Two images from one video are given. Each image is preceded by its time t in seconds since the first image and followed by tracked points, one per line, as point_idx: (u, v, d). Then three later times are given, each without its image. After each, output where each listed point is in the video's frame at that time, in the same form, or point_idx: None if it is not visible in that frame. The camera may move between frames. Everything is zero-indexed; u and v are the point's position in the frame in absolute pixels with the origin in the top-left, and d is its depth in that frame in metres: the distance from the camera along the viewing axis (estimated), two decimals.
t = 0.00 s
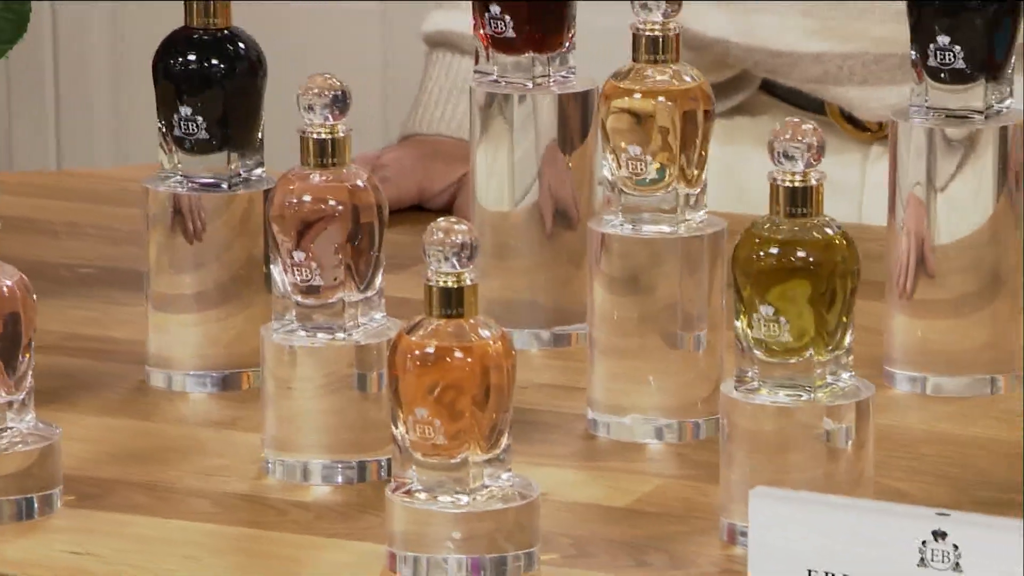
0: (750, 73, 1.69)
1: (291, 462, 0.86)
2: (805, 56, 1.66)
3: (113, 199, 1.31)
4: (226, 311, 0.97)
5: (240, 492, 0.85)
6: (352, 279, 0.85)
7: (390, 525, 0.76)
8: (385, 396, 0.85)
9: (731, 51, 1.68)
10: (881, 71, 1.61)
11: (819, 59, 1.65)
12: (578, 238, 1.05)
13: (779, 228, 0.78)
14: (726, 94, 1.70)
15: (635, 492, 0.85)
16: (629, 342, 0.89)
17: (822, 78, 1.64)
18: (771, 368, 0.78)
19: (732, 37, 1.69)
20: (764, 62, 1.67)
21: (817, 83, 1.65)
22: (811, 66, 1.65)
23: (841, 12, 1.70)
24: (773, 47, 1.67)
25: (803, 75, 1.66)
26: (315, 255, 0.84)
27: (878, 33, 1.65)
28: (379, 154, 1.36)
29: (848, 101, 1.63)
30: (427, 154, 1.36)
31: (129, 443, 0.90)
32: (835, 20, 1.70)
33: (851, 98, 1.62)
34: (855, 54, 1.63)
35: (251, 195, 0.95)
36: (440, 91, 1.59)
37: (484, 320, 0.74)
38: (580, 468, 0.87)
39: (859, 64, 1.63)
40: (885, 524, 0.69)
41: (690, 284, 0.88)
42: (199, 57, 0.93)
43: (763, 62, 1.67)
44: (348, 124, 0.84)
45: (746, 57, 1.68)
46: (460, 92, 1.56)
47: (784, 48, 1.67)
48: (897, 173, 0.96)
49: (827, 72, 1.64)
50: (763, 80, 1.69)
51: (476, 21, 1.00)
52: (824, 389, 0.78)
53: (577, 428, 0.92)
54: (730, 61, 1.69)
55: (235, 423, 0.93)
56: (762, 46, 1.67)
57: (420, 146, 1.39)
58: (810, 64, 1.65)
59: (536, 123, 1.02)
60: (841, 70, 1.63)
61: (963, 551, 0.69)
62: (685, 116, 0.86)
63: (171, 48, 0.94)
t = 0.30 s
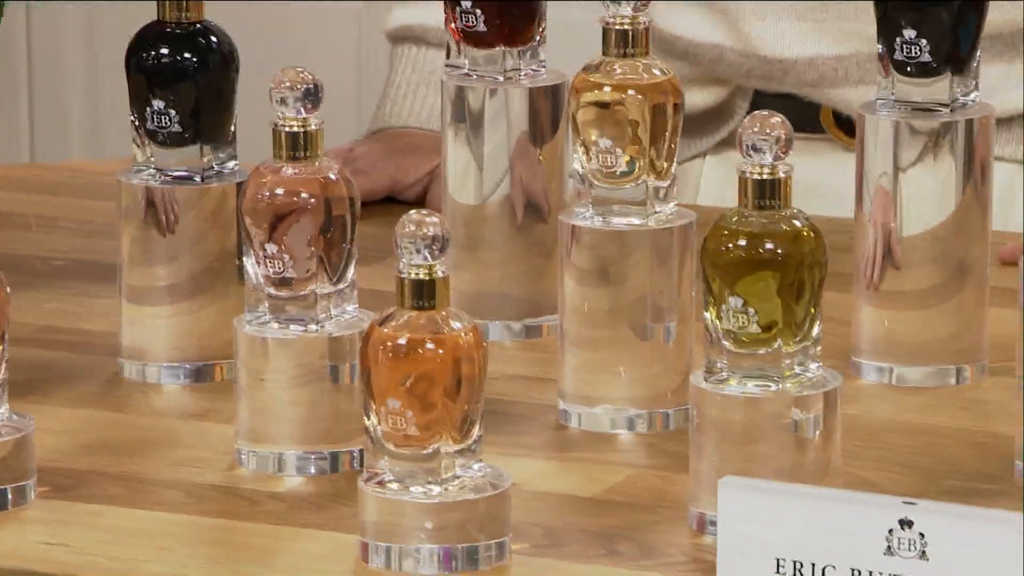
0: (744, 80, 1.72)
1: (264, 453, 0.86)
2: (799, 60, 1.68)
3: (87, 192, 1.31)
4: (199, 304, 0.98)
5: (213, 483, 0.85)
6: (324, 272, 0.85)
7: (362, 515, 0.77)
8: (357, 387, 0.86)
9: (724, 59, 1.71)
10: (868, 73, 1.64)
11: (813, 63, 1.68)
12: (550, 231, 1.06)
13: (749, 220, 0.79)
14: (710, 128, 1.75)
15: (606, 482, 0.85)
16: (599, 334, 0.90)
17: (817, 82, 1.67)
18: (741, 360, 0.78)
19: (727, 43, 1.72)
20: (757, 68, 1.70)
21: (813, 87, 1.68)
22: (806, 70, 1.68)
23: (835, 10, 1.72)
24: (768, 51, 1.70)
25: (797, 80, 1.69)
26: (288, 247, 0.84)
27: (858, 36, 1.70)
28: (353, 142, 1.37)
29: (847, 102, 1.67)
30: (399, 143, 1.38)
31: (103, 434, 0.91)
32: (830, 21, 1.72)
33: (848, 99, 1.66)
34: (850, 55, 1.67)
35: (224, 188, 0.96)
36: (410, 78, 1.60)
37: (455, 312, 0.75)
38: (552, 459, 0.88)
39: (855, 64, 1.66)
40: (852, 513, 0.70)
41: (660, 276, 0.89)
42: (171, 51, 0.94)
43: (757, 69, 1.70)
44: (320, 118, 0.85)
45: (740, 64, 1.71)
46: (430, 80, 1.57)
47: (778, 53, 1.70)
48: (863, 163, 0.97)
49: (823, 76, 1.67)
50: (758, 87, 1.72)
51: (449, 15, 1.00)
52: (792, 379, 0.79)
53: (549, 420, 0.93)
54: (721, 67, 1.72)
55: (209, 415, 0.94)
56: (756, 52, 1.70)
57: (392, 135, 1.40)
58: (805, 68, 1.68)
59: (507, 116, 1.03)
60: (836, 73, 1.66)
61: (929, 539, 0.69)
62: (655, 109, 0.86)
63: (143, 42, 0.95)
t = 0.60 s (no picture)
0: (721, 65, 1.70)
1: (239, 444, 0.87)
2: (776, 43, 1.67)
3: (63, 185, 1.31)
4: (174, 296, 0.98)
5: (188, 474, 0.86)
6: (298, 264, 0.86)
7: (336, 505, 0.78)
8: (330, 378, 0.87)
9: (701, 45, 1.70)
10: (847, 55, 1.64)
11: (791, 46, 1.66)
12: (522, 224, 1.07)
13: (719, 212, 0.79)
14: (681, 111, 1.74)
15: (577, 472, 0.86)
16: (571, 324, 0.91)
17: (796, 65, 1.66)
18: (711, 351, 0.79)
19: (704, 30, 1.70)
20: (735, 52, 1.68)
21: (791, 70, 1.66)
22: (785, 53, 1.66)
23: None
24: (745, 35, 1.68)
25: (777, 65, 1.67)
26: (262, 240, 0.85)
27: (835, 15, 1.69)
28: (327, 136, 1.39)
29: (824, 85, 1.66)
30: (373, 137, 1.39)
31: (78, 426, 0.91)
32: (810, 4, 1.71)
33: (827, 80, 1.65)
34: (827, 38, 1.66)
35: (198, 180, 0.97)
36: (383, 71, 1.61)
37: (428, 304, 0.75)
38: (524, 449, 0.89)
39: (834, 46, 1.66)
40: (821, 502, 0.71)
41: (631, 268, 0.90)
42: (146, 45, 0.94)
43: (735, 53, 1.68)
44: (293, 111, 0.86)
45: (718, 49, 1.69)
46: (401, 74, 1.58)
47: (756, 37, 1.68)
48: (831, 155, 0.98)
49: (801, 59, 1.66)
50: (735, 71, 1.70)
51: (421, 9, 1.02)
52: (762, 369, 0.80)
53: (521, 410, 0.94)
54: (698, 54, 1.70)
55: (183, 407, 0.95)
56: (734, 37, 1.68)
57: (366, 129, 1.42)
58: (783, 51, 1.67)
59: (480, 109, 1.04)
60: (814, 56, 1.66)
61: (897, 528, 0.70)
62: (626, 103, 0.87)
63: (117, 37, 0.95)
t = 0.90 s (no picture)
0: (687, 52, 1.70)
1: (216, 436, 0.88)
2: (741, 30, 1.67)
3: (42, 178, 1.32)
4: (152, 290, 0.99)
5: (166, 466, 0.87)
6: (276, 258, 0.86)
7: (314, 497, 0.78)
8: (308, 371, 0.87)
9: (666, 32, 1.69)
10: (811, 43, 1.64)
11: (757, 33, 1.67)
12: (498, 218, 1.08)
13: (693, 207, 0.80)
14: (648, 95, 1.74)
15: (552, 464, 0.87)
16: (546, 317, 0.91)
17: (762, 52, 1.67)
18: (685, 343, 0.80)
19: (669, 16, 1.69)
20: (700, 39, 1.69)
21: (756, 57, 1.67)
22: (749, 41, 1.67)
23: None
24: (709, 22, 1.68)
25: (742, 50, 1.68)
26: (240, 234, 0.86)
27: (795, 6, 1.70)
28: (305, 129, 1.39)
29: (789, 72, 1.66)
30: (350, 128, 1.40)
31: (57, 418, 0.92)
32: None
33: (790, 68, 1.66)
34: (792, 25, 1.66)
35: (176, 174, 0.98)
36: (359, 66, 1.61)
37: (404, 297, 0.76)
38: (499, 441, 0.89)
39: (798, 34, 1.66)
40: (795, 493, 0.72)
41: (606, 262, 0.91)
42: (123, 40, 0.95)
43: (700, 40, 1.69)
44: (270, 106, 0.86)
45: (683, 37, 1.69)
46: (377, 68, 1.58)
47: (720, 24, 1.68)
48: (804, 149, 0.99)
49: (767, 46, 1.66)
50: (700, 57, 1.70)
51: (397, 4, 1.03)
52: (735, 361, 0.81)
53: (496, 402, 0.94)
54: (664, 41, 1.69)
55: (160, 400, 0.95)
56: (699, 24, 1.69)
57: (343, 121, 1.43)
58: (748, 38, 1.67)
59: (456, 104, 1.05)
60: (779, 43, 1.66)
61: (870, 518, 0.71)
62: (601, 97, 0.88)
63: (95, 32, 0.96)
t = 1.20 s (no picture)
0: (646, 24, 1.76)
1: (193, 430, 0.88)
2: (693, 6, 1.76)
3: (20, 173, 1.32)
4: (130, 283, 0.99)
5: (143, 460, 0.87)
6: (252, 252, 0.87)
7: (290, 490, 0.79)
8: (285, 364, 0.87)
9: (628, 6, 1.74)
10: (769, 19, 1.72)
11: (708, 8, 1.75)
12: (474, 212, 1.08)
13: (666, 200, 0.80)
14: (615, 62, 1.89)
15: (527, 456, 0.88)
16: (523, 311, 0.92)
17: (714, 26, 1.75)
18: (659, 337, 0.81)
19: None
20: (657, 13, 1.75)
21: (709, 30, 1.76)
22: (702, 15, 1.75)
23: None
24: None
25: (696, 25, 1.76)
26: (216, 228, 0.86)
27: None
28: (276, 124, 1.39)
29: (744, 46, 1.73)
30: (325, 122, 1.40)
31: (35, 412, 0.92)
32: None
33: (739, 43, 1.73)
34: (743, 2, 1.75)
35: (152, 169, 0.98)
36: (337, 60, 1.62)
37: (380, 291, 0.76)
38: (475, 433, 0.90)
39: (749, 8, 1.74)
40: (769, 486, 0.72)
41: (580, 255, 0.91)
42: (99, 35, 0.95)
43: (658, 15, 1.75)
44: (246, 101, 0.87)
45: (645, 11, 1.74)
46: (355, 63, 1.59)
47: None
48: (777, 143, 1.00)
49: (717, 21, 1.75)
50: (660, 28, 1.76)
51: None
52: (709, 354, 0.81)
53: (473, 395, 0.95)
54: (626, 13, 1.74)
55: (138, 393, 0.96)
56: None
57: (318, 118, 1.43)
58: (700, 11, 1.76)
59: (431, 98, 1.05)
60: (730, 18, 1.74)
61: (841, 509, 0.70)
62: (576, 92, 0.88)
63: (71, 26, 0.96)
